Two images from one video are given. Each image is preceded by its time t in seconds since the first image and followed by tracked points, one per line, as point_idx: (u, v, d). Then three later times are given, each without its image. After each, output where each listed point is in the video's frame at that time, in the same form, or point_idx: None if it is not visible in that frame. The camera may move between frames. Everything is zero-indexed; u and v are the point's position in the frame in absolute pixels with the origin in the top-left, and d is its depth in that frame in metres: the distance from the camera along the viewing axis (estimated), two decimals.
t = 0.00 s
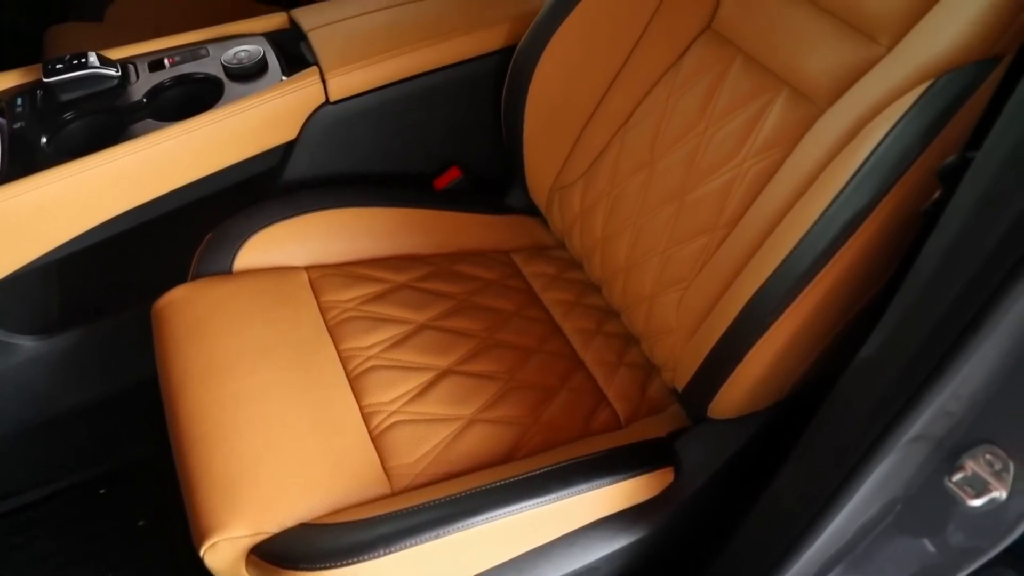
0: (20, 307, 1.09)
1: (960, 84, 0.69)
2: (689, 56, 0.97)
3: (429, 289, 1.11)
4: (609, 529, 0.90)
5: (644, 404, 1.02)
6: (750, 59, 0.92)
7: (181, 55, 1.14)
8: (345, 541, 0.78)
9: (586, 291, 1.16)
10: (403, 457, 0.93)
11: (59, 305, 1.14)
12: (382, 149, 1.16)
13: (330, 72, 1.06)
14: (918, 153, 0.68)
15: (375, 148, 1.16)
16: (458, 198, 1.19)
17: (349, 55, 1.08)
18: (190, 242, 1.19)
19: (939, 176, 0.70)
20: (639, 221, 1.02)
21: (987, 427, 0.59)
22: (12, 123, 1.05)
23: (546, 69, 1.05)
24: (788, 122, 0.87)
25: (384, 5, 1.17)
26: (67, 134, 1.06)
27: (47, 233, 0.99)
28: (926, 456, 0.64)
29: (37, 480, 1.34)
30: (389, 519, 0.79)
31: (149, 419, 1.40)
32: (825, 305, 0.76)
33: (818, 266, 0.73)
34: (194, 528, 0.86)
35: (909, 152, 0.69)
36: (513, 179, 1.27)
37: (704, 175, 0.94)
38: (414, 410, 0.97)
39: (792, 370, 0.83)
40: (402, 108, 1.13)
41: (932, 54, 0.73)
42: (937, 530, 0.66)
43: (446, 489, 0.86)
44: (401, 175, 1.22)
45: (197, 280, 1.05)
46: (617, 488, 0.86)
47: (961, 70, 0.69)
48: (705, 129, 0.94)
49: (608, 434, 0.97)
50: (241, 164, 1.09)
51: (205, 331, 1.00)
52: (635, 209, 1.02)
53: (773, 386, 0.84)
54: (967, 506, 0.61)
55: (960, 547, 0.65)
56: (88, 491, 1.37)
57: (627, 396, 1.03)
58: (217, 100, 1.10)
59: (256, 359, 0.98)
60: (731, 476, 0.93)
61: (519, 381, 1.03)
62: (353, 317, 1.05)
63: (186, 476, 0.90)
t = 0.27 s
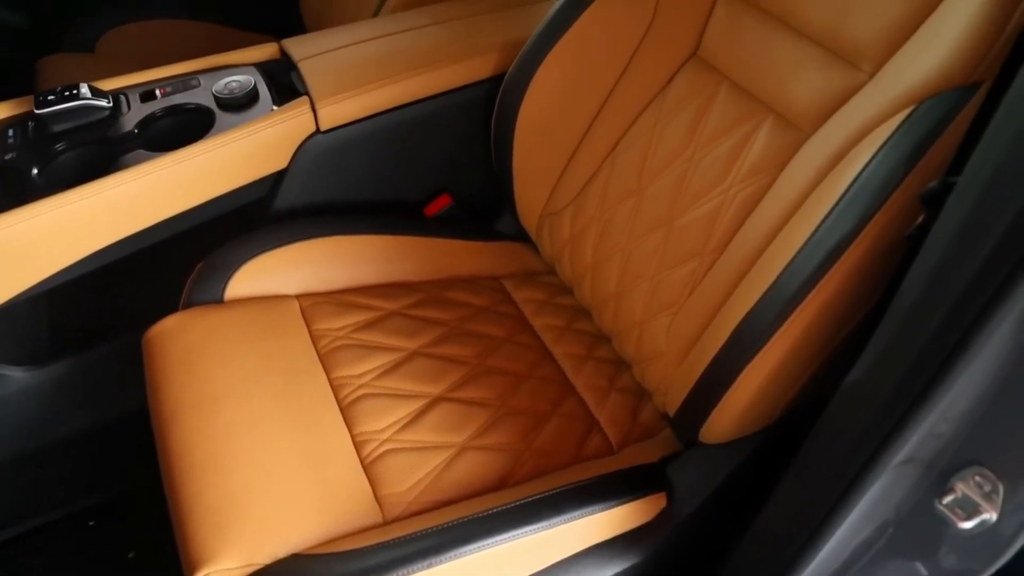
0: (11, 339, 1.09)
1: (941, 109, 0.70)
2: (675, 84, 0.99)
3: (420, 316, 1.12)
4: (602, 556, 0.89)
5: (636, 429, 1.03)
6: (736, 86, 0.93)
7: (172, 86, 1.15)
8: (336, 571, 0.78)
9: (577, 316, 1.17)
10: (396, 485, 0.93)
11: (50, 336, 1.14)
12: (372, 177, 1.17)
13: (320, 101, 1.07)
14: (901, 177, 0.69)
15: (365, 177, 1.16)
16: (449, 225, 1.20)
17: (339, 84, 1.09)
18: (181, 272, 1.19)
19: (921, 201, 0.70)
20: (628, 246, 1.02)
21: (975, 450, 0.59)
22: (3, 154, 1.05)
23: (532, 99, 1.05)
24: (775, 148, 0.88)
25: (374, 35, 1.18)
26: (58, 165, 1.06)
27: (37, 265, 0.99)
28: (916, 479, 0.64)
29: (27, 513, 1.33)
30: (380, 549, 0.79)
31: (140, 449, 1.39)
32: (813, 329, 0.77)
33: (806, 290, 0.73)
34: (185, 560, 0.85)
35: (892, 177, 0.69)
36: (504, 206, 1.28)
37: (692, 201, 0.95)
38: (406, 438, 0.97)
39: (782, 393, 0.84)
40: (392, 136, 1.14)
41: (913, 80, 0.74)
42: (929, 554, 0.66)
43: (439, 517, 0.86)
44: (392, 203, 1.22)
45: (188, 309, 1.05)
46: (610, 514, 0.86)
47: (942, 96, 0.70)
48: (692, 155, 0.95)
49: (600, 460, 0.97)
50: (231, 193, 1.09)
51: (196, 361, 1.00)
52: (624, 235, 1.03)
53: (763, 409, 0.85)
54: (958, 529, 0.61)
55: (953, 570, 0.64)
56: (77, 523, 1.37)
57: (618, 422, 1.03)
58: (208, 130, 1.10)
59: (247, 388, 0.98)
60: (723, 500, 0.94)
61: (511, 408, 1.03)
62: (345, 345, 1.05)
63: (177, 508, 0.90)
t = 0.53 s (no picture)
0: None
1: (919, 141, 0.71)
2: (659, 119, 1.01)
3: (409, 351, 1.12)
4: None
5: (626, 461, 1.03)
6: (718, 120, 0.95)
7: (161, 124, 1.16)
8: None
9: (565, 349, 1.17)
10: (385, 522, 0.92)
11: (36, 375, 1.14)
12: (361, 212, 1.18)
13: (309, 139, 1.08)
14: (881, 210, 0.71)
15: (354, 213, 1.17)
16: (438, 259, 1.20)
17: (327, 122, 1.10)
18: (169, 309, 1.19)
19: (903, 237, 0.72)
20: (615, 279, 1.03)
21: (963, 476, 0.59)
22: None
23: (520, 134, 1.06)
24: (757, 181, 0.89)
25: (361, 72, 1.20)
26: (46, 204, 1.06)
27: (24, 305, 0.99)
28: (905, 509, 0.64)
29: (10, 554, 1.31)
30: None
31: (126, 488, 1.38)
32: (799, 359, 0.77)
33: (790, 321, 0.74)
34: None
35: (873, 209, 0.70)
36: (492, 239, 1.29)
37: (677, 233, 0.96)
38: (396, 474, 0.97)
39: (769, 423, 0.84)
40: (380, 172, 1.15)
41: (890, 115, 0.75)
42: None
43: (428, 555, 0.86)
44: (380, 238, 1.23)
45: (177, 347, 1.05)
46: (602, 548, 0.85)
47: (920, 129, 0.72)
48: (676, 188, 0.96)
49: (591, 493, 0.97)
50: (220, 231, 1.09)
51: (184, 399, 0.99)
52: (611, 268, 1.04)
53: (751, 440, 0.85)
54: (946, 559, 0.60)
55: None
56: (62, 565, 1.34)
57: (608, 454, 1.03)
58: (197, 168, 1.11)
59: (236, 426, 0.97)
60: (715, 532, 0.93)
61: (501, 441, 1.03)
62: (333, 380, 1.05)
63: (165, 549, 0.89)
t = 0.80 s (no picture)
0: None
1: (894, 176, 0.73)
2: (642, 156, 1.02)
3: (396, 390, 1.11)
4: None
5: (615, 497, 1.02)
6: (699, 157, 0.96)
7: (147, 166, 1.16)
8: None
9: (553, 385, 1.17)
10: (374, 563, 0.92)
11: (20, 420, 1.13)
12: (346, 251, 1.18)
13: (295, 180, 1.09)
14: (859, 245, 0.72)
15: (340, 253, 1.18)
16: (425, 298, 1.22)
17: (312, 162, 1.11)
18: (155, 351, 1.18)
19: (883, 270, 0.74)
20: (601, 314, 1.04)
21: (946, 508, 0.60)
22: None
23: (506, 170, 1.08)
24: (738, 217, 0.91)
25: (346, 113, 1.21)
26: (32, 248, 1.05)
27: (8, 349, 0.98)
28: (890, 544, 0.65)
29: None
30: None
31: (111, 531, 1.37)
32: (782, 393, 0.78)
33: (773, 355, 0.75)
34: None
35: (852, 244, 0.72)
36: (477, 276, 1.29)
37: (661, 269, 0.97)
38: (384, 514, 0.96)
39: (754, 456, 0.85)
40: (365, 212, 1.16)
41: (864, 152, 0.77)
42: None
43: None
44: (367, 277, 1.24)
45: (162, 389, 1.05)
46: None
47: (894, 165, 0.73)
48: (659, 224, 0.98)
49: (580, 531, 0.97)
50: (206, 271, 1.09)
51: (170, 442, 0.99)
52: (597, 304, 1.04)
53: (738, 474, 0.86)
54: None
55: None
56: None
57: (597, 490, 1.03)
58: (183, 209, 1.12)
59: (222, 469, 0.97)
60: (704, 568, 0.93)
61: (489, 480, 1.02)
62: (320, 421, 1.05)
63: None
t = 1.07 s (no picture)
0: None
1: (872, 212, 0.74)
2: (624, 193, 1.03)
3: (383, 430, 1.11)
4: None
5: (604, 533, 1.02)
6: (680, 194, 0.98)
7: (133, 209, 1.17)
8: None
9: (540, 422, 1.17)
10: None
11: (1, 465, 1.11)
12: (332, 290, 1.19)
13: (280, 221, 1.10)
14: (837, 280, 0.73)
15: (326, 292, 1.18)
16: (410, 336, 1.22)
17: (298, 203, 1.12)
18: (140, 394, 1.17)
19: (861, 304, 0.74)
20: (586, 351, 1.04)
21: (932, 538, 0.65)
22: None
23: (491, 207, 1.09)
24: (720, 253, 0.92)
25: (331, 153, 1.22)
26: (16, 290, 1.04)
27: None
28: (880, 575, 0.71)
29: None
30: None
31: None
32: (767, 428, 0.79)
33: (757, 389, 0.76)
34: None
35: (830, 278, 0.73)
36: (462, 313, 1.27)
37: (645, 305, 0.97)
38: (373, 555, 0.96)
39: (740, 491, 0.85)
40: (350, 251, 1.16)
41: (841, 189, 0.79)
42: None
43: None
44: (353, 316, 1.24)
45: (147, 431, 1.04)
46: None
47: (869, 201, 0.75)
48: (643, 261, 0.99)
49: (569, 569, 0.96)
50: (190, 313, 1.09)
51: (154, 485, 0.98)
52: (582, 341, 1.05)
53: (725, 509, 0.86)
54: None
55: None
56: None
57: (586, 528, 1.02)
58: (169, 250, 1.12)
59: (207, 511, 0.96)
60: None
61: (477, 518, 1.02)
62: (307, 462, 1.04)
63: None
